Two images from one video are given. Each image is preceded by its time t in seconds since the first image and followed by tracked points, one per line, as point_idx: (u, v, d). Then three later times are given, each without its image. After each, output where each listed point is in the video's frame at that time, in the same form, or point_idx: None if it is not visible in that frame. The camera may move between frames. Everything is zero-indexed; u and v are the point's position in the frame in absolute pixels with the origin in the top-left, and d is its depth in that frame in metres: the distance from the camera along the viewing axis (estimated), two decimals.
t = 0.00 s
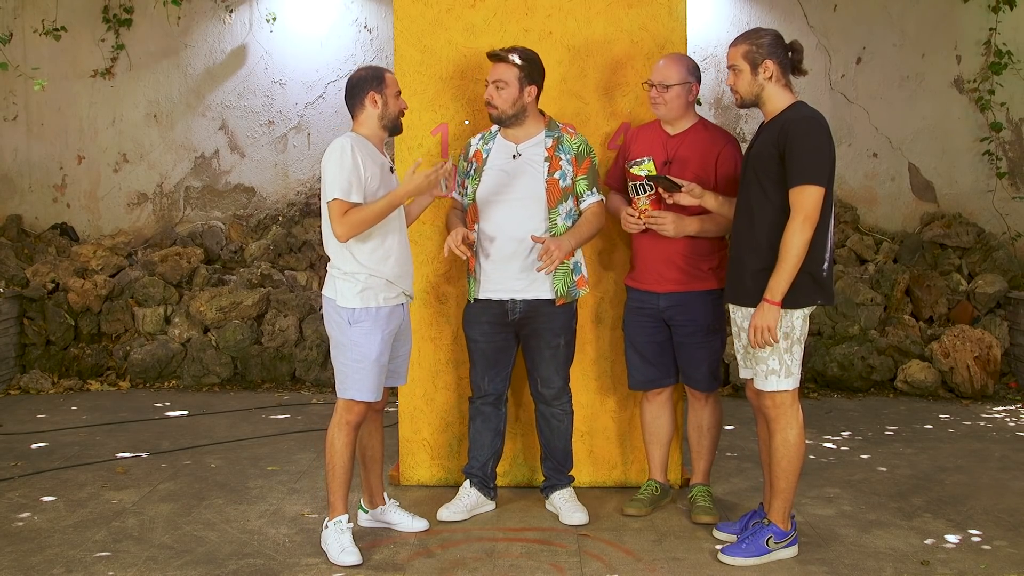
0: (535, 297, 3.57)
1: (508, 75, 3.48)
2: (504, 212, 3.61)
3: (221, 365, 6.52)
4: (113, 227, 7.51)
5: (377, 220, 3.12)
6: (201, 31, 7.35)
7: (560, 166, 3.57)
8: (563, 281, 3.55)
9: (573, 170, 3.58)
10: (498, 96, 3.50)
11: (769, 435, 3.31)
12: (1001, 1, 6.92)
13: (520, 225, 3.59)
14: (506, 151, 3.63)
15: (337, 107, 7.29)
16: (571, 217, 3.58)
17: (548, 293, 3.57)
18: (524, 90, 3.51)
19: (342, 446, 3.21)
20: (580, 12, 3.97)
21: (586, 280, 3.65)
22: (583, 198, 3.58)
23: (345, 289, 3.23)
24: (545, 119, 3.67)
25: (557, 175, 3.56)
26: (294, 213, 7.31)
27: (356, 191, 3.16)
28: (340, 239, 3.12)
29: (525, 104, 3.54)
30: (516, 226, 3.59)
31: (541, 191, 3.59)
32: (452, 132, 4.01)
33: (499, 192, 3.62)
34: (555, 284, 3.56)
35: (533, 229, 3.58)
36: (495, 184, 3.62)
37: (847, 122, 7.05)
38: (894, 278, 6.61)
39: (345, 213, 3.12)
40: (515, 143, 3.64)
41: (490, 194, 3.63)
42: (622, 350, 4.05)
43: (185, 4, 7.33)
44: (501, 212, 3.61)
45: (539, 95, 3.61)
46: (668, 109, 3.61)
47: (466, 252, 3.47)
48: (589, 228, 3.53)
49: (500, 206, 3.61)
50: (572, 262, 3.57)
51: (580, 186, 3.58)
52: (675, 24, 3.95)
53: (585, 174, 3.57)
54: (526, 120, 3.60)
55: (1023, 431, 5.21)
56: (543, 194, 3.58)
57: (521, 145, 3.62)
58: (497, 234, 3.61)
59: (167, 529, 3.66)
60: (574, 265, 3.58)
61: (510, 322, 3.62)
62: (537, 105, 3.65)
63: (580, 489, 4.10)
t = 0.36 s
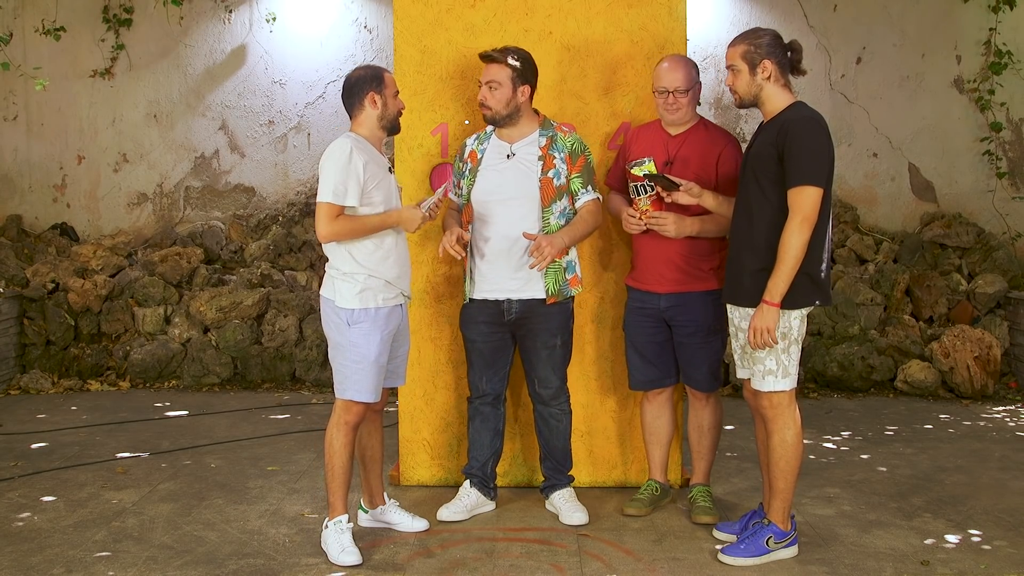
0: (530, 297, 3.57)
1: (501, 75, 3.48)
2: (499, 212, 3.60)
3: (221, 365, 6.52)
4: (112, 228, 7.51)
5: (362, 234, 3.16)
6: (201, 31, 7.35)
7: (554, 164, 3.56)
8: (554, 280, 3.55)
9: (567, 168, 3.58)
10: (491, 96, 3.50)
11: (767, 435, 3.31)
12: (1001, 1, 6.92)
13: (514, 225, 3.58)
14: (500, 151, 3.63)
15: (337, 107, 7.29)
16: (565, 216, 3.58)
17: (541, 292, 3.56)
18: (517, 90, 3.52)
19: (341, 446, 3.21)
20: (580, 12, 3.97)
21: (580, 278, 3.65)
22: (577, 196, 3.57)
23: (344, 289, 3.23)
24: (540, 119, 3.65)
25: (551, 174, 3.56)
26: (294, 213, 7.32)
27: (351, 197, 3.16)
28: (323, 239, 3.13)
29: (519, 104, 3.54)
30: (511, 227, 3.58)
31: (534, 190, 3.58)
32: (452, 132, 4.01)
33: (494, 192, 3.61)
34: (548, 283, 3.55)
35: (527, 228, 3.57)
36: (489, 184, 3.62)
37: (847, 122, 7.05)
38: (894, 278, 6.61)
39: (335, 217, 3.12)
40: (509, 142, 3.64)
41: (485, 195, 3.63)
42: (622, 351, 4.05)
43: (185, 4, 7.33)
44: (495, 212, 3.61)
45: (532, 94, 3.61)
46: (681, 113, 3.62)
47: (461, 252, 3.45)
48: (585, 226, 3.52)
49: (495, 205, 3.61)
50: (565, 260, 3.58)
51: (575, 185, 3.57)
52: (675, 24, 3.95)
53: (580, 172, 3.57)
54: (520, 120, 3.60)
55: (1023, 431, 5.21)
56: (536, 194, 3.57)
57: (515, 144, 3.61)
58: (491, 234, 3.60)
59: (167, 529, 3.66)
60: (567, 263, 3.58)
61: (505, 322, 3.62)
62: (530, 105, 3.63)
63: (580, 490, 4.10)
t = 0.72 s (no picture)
0: (532, 298, 3.57)
1: (508, 75, 3.47)
2: (501, 212, 3.61)
3: (221, 365, 6.52)
4: (113, 228, 7.51)
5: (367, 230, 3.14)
6: (201, 31, 7.35)
7: (558, 165, 3.56)
8: (557, 281, 3.55)
9: (571, 169, 3.57)
10: (498, 96, 3.50)
11: (765, 435, 3.31)
12: (1001, 1, 6.92)
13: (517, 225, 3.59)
14: (504, 151, 3.63)
15: (337, 107, 7.29)
16: (569, 217, 3.58)
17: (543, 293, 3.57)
18: (524, 90, 3.51)
19: (338, 447, 3.21)
20: (580, 12, 3.97)
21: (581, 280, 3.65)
22: (581, 198, 3.57)
23: (341, 290, 3.22)
24: (546, 119, 3.65)
25: (555, 175, 3.56)
26: (294, 213, 7.32)
27: (352, 195, 3.16)
28: (330, 241, 3.14)
29: (526, 104, 3.54)
30: (513, 228, 3.59)
31: (537, 191, 3.58)
32: (452, 132, 4.01)
33: (497, 192, 3.62)
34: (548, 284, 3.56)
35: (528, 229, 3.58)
36: (493, 184, 3.62)
37: (847, 122, 7.05)
38: (894, 278, 6.62)
39: (338, 217, 3.13)
40: (514, 142, 3.63)
41: (488, 195, 3.63)
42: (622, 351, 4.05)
43: (185, 4, 7.33)
44: (498, 212, 3.62)
45: (540, 95, 3.61)
46: (674, 112, 3.61)
47: (461, 252, 3.50)
48: (587, 228, 3.51)
49: (497, 206, 3.62)
50: (566, 262, 3.57)
51: (578, 186, 3.57)
52: (675, 24, 3.95)
53: (584, 173, 3.57)
54: (526, 119, 3.59)
55: (1023, 431, 5.21)
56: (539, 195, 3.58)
57: (520, 145, 3.62)
58: (494, 235, 3.61)
59: (167, 529, 3.66)
60: (569, 265, 3.58)
61: (508, 321, 3.61)
62: (536, 104, 3.63)
63: (580, 489, 4.10)
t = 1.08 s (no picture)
0: (547, 299, 3.57)
1: (528, 76, 3.48)
2: (519, 213, 3.61)
3: (221, 365, 6.52)
4: (112, 227, 7.51)
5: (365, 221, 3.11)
6: (201, 31, 7.35)
7: (576, 166, 3.56)
8: (574, 283, 3.54)
9: (589, 170, 3.57)
10: (518, 96, 3.49)
11: (764, 436, 3.31)
12: (1001, 1, 6.92)
13: (534, 225, 3.58)
14: (523, 152, 3.63)
15: (337, 107, 7.29)
16: (587, 218, 3.57)
17: (559, 294, 3.57)
18: (544, 91, 3.51)
19: (337, 447, 3.21)
20: (580, 12, 3.97)
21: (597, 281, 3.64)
22: (599, 199, 3.56)
23: (339, 290, 3.21)
24: (564, 119, 3.66)
25: (573, 175, 3.56)
26: (294, 213, 7.32)
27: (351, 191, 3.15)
28: (329, 236, 3.12)
29: (545, 105, 3.54)
30: (530, 228, 3.58)
31: (556, 191, 3.58)
32: (452, 132, 4.01)
33: (515, 193, 3.61)
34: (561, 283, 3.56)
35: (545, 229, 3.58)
36: (511, 184, 3.61)
37: (847, 122, 7.05)
38: (894, 278, 6.62)
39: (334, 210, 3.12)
40: (532, 143, 3.63)
41: (507, 195, 3.62)
42: (621, 351, 4.05)
43: (185, 4, 7.33)
44: (516, 212, 3.61)
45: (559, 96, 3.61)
46: (668, 111, 3.61)
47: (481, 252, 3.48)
48: (604, 228, 3.50)
49: (517, 206, 3.61)
50: (583, 263, 3.56)
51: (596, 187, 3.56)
52: (675, 24, 3.96)
53: (602, 175, 3.56)
54: (544, 120, 3.60)
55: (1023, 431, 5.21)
56: (558, 195, 3.58)
57: (538, 145, 3.61)
58: (511, 235, 3.60)
59: (167, 529, 3.66)
60: (586, 266, 3.56)
61: (509, 321, 3.62)
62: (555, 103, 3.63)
63: (580, 490, 4.10)
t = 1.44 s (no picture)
0: (562, 298, 3.57)
1: (545, 76, 3.48)
2: (533, 213, 3.61)
3: (221, 365, 6.52)
4: (113, 228, 7.51)
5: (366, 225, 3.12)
6: (202, 31, 7.35)
7: (591, 166, 3.56)
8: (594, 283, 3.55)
9: (603, 171, 3.57)
10: (534, 96, 3.50)
11: (764, 436, 3.31)
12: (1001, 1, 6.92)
13: (548, 225, 3.59)
14: (537, 152, 3.63)
15: (337, 107, 7.29)
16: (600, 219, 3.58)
17: (579, 295, 3.57)
18: (561, 91, 3.52)
19: (336, 447, 3.21)
20: (580, 12, 3.97)
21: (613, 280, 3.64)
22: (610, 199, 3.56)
23: (339, 290, 3.21)
24: (578, 119, 3.65)
25: (587, 176, 3.56)
26: (295, 213, 7.31)
27: (355, 191, 3.15)
28: (328, 234, 3.12)
29: (561, 106, 3.55)
30: (544, 227, 3.59)
31: (570, 191, 3.58)
32: (452, 132, 4.01)
33: (530, 193, 3.61)
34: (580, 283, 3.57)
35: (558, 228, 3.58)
36: (526, 184, 3.62)
37: (847, 122, 7.05)
38: (894, 278, 6.62)
39: (337, 210, 3.12)
40: (547, 143, 3.63)
41: (522, 195, 3.62)
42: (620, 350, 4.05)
43: (185, 4, 7.33)
44: (531, 213, 3.61)
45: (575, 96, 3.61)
46: (669, 112, 3.61)
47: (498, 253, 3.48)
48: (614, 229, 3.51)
49: (531, 206, 3.61)
50: (599, 263, 3.56)
51: (608, 187, 3.56)
52: (675, 24, 3.96)
53: (614, 176, 3.56)
54: (559, 120, 3.59)
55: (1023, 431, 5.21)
56: (572, 195, 3.58)
57: (553, 145, 3.61)
58: (526, 235, 3.61)
59: (167, 529, 3.66)
60: (601, 265, 3.57)
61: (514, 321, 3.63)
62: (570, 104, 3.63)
63: (580, 490, 4.10)
